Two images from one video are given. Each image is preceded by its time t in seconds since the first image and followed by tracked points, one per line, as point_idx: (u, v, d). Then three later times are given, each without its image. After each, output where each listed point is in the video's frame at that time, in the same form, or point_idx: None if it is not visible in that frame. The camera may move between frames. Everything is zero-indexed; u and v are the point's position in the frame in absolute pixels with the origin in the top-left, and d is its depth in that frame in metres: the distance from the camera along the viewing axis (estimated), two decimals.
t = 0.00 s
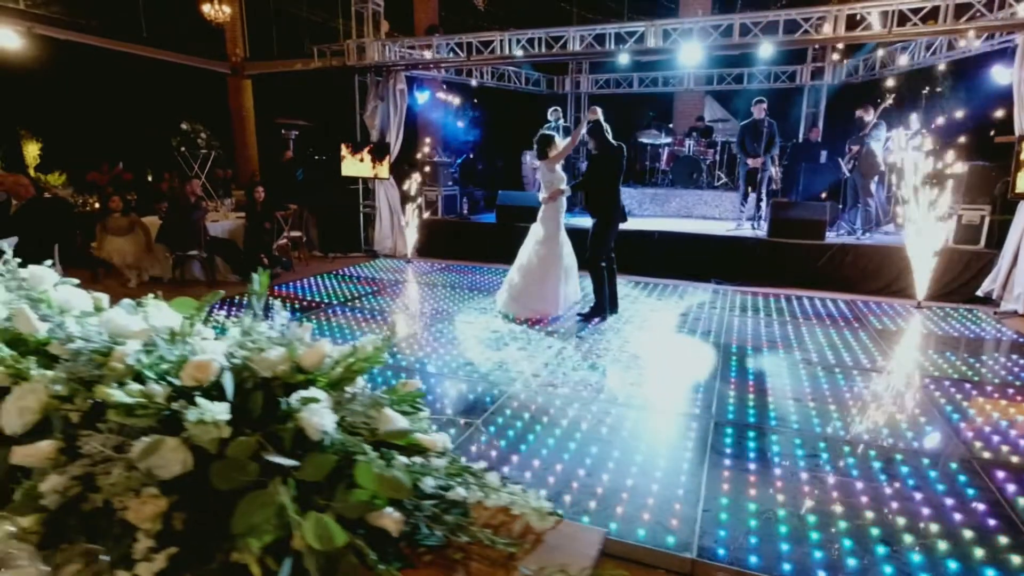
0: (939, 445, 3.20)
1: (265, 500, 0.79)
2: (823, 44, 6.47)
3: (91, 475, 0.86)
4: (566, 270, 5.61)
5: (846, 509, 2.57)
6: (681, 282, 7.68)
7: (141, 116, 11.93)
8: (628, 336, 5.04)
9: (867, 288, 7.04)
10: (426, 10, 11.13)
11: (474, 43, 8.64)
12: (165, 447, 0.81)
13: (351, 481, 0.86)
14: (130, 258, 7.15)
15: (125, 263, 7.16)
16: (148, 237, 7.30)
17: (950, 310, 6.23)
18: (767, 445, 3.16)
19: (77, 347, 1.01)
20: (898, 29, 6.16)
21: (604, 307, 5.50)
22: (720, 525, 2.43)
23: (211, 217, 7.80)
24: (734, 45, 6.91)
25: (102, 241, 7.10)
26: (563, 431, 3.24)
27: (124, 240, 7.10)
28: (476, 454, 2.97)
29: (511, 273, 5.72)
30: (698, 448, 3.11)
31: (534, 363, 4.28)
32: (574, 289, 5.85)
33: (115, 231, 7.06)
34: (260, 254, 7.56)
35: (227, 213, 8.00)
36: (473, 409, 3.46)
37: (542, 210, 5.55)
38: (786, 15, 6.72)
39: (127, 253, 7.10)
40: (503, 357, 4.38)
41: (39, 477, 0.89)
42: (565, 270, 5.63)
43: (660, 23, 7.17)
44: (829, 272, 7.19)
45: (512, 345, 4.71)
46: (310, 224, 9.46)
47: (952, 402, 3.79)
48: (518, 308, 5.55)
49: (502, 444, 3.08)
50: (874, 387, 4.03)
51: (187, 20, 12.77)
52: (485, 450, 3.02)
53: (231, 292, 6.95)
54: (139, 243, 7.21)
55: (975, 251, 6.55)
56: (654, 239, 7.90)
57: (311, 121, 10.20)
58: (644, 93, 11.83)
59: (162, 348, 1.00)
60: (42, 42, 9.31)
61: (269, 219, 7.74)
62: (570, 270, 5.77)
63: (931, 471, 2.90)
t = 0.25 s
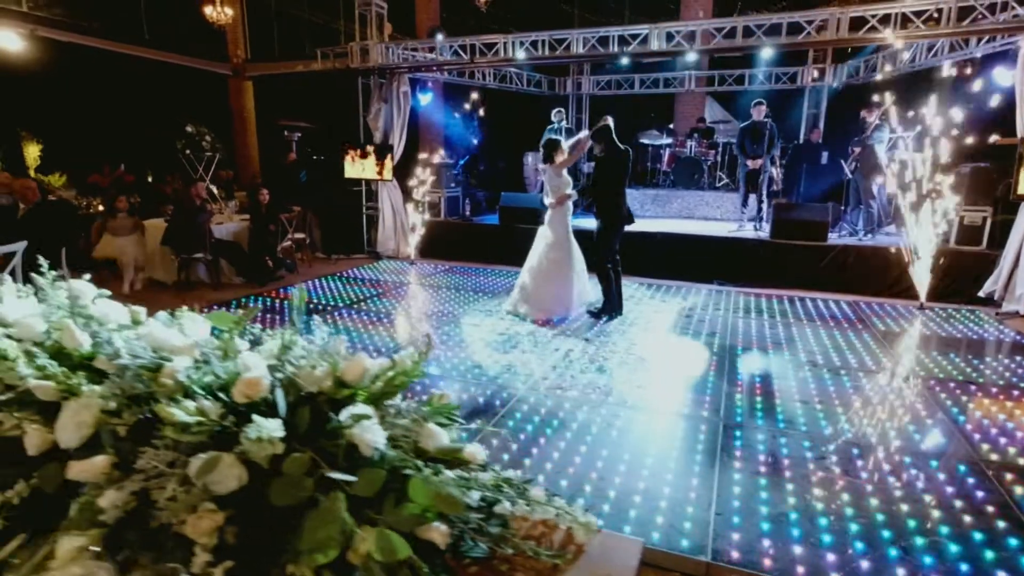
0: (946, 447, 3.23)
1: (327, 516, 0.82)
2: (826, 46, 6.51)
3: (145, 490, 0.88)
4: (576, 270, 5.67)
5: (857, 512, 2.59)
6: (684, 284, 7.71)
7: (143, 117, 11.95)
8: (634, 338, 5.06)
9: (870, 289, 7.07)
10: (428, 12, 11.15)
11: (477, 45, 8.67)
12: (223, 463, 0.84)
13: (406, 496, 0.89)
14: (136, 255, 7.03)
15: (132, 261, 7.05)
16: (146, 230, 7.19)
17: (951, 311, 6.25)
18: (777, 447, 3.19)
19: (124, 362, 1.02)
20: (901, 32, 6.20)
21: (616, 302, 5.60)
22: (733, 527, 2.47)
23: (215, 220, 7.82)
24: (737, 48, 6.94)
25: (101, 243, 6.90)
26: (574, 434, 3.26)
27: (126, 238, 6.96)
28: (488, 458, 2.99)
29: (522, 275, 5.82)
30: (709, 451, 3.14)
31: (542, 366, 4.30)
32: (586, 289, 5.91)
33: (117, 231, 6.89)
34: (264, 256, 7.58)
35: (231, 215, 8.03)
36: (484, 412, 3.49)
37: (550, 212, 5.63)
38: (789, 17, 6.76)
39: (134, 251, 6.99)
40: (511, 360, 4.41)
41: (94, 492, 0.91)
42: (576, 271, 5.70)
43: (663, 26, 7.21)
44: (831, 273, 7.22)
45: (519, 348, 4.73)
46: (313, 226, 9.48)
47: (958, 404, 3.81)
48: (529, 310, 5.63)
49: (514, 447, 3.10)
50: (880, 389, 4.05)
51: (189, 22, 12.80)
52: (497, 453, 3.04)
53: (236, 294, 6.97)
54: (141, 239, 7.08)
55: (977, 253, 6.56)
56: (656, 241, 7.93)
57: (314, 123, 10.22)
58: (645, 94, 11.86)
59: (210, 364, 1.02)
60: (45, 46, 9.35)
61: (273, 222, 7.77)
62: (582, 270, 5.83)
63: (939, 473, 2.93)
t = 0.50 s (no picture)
0: (947, 448, 3.27)
1: (364, 520, 0.86)
2: (826, 49, 6.56)
3: (185, 496, 0.92)
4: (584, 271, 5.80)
5: (861, 513, 2.63)
6: (686, 285, 7.75)
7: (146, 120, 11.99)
8: (637, 341, 5.10)
9: (871, 290, 7.10)
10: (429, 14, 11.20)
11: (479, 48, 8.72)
12: (263, 471, 0.88)
13: (436, 500, 0.94)
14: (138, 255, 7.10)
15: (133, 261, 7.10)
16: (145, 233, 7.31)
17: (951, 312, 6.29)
18: (781, 449, 3.23)
19: (159, 373, 1.07)
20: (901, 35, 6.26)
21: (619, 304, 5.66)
22: (738, 528, 2.51)
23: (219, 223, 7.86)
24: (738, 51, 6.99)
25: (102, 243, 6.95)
26: (580, 436, 3.30)
27: (129, 238, 7.06)
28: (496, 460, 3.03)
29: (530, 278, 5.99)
30: (714, 452, 3.18)
31: (547, 368, 4.34)
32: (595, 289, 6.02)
33: (117, 230, 6.99)
34: (268, 259, 7.62)
35: (235, 218, 8.07)
36: (490, 415, 3.53)
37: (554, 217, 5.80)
38: (789, 21, 6.81)
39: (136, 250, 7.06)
40: (516, 363, 4.45)
41: (135, 498, 0.95)
42: (583, 272, 5.83)
43: (664, 30, 7.27)
44: (833, 275, 7.26)
45: (524, 350, 4.77)
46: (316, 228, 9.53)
47: (958, 406, 3.86)
48: (537, 311, 5.79)
49: (521, 449, 3.14)
50: (882, 391, 4.10)
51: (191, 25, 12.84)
52: (505, 456, 3.08)
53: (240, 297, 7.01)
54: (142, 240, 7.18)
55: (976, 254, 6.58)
56: (658, 243, 7.97)
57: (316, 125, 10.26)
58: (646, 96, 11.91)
59: (245, 376, 1.07)
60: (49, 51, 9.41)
61: (276, 224, 7.81)
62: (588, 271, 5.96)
63: (941, 474, 2.98)
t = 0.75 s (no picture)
0: (945, 448, 3.32)
1: (383, 518, 0.91)
2: (825, 53, 6.61)
3: (212, 496, 0.97)
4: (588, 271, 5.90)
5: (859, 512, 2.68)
6: (687, 287, 7.79)
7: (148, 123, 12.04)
8: (638, 343, 5.15)
9: (871, 291, 7.15)
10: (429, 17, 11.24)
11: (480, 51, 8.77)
12: (287, 472, 0.93)
13: (451, 499, 0.99)
14: (139, 253, 6.95)
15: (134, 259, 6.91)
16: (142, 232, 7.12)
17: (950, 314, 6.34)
18: (782, 450, 3.27)
19: (184, 379, 1.12)
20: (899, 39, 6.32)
21: (620, 305, 5.69)
22: (739, 527, 2.56)
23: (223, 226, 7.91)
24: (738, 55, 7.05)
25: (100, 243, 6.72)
26: (583, 437, 3.35)
27: (128, 236, 6.88)
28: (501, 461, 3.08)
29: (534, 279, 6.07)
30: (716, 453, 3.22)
31: (550, 370, 4.39)
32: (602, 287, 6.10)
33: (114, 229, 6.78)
34: (271, 262, 7.67)
35: (238, 221, 8.12)
36: (494, 416, 3.58)
37: (556, 219, 5.90)
38: (788, 24, 6.86)
39: (139, 247, 6.92)
40: (518, 365, 4.50)
41: (164, 498, 1.00)
42: (587, 272, 5.91)
43: (664, 33, 7.33)
44: (833, 276, 7.31)
45: (527, 352, 4.82)
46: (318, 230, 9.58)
47: (957, 407, 3.90)
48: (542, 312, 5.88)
49: (526, 451, 3.19)
50: (881, 392, 4.14)
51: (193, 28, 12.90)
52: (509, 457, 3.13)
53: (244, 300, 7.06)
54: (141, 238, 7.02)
55: (975, 256, 6.63)
56: (659, 245, 8.02)
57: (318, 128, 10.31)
58: (646, 98, 11.95)
59: (268, 382, 1.12)
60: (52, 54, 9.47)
61: (279, 227, 7.87)
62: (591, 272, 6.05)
63: (938, 474, 3.02)
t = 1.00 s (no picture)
0: (939, 448, 3.39)
1: (401, 513, 0.97)
2: (823, 57, 6.68)
3: (239, 494, 1.04)
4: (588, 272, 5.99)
5: (854, 511, 2.75)
6: (687, 289, 7.87)
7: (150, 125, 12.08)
8: (639, 345, 5.21)
9: (868, 292, 7.22)
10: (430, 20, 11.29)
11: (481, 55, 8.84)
12: (311, 470, 1.00)
13: (462, 495, 1.05)
14: (140, 255, 6.66)
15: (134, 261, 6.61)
16: (140, 234, 6.86)
17: (946, 315, 6.41)
18: (779, 450, 3.34)
19: (209, 383, 1.19)
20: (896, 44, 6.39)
21: (622, 307, 5.74)
22: (736, 525, 2.63)
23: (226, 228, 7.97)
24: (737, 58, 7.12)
25: (99, 245, 6.42)
26: (584, 439, 3.42)
27: (127, 237, 6.58)
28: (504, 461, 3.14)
29: (535, 281, 6.12)
30: (714, 453, 3.29)
31: (550, 372, 4.46)
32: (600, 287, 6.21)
33: (112, 231, 6.51)
34: (275, 264, 7.73)
35: (241, 224, 8.18)
36: (496, 417, 3.64)
37: (556, 221, 5.95)
38: (787, 29, 6.94)
39: (140, 249, 6.63)
40: (520, 367, 4.56)
41: (194, 495, 1.07)
42: (587, 272, 6.01)
43: (664, 38, 7.41)
44: (831, 278, 7.38)
45: (529, 354, 4.88)
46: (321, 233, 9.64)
47: (951, 407, 3.98)
48: (544, 313, 5.92)
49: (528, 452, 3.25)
50: (878, 393, 4.21)
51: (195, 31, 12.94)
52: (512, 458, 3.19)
53: (247, 302, 7.12)
54: (141, 240, 6.74)
55: (971, 257, 6.71)
56: (659, 247, 8.09)
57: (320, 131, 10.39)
58: (646, 100, 12.03)
59: (288, 386, 1.20)
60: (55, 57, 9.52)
61: (282, 230, 7.93)
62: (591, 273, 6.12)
63: (933, 474, 3.09)
